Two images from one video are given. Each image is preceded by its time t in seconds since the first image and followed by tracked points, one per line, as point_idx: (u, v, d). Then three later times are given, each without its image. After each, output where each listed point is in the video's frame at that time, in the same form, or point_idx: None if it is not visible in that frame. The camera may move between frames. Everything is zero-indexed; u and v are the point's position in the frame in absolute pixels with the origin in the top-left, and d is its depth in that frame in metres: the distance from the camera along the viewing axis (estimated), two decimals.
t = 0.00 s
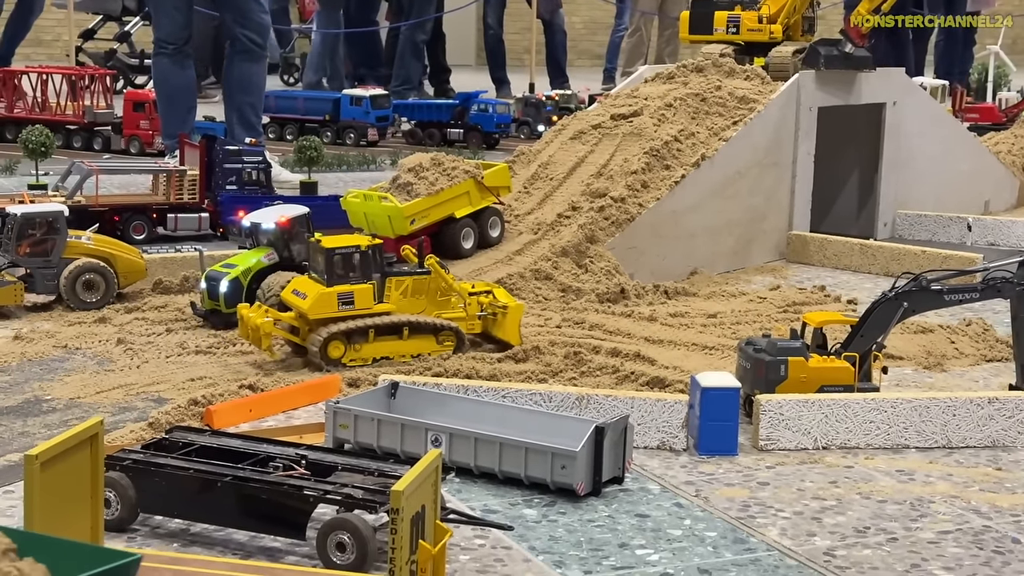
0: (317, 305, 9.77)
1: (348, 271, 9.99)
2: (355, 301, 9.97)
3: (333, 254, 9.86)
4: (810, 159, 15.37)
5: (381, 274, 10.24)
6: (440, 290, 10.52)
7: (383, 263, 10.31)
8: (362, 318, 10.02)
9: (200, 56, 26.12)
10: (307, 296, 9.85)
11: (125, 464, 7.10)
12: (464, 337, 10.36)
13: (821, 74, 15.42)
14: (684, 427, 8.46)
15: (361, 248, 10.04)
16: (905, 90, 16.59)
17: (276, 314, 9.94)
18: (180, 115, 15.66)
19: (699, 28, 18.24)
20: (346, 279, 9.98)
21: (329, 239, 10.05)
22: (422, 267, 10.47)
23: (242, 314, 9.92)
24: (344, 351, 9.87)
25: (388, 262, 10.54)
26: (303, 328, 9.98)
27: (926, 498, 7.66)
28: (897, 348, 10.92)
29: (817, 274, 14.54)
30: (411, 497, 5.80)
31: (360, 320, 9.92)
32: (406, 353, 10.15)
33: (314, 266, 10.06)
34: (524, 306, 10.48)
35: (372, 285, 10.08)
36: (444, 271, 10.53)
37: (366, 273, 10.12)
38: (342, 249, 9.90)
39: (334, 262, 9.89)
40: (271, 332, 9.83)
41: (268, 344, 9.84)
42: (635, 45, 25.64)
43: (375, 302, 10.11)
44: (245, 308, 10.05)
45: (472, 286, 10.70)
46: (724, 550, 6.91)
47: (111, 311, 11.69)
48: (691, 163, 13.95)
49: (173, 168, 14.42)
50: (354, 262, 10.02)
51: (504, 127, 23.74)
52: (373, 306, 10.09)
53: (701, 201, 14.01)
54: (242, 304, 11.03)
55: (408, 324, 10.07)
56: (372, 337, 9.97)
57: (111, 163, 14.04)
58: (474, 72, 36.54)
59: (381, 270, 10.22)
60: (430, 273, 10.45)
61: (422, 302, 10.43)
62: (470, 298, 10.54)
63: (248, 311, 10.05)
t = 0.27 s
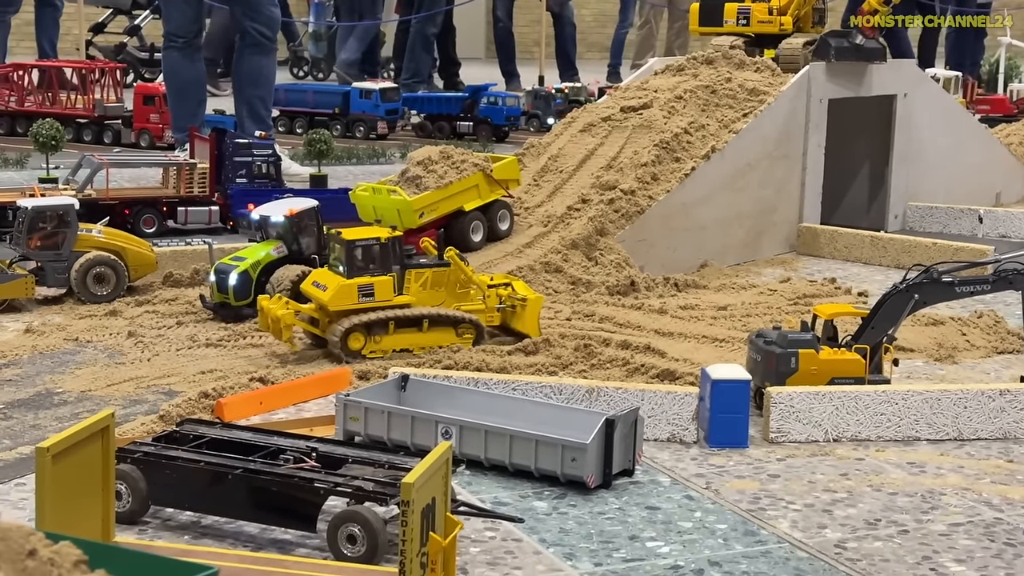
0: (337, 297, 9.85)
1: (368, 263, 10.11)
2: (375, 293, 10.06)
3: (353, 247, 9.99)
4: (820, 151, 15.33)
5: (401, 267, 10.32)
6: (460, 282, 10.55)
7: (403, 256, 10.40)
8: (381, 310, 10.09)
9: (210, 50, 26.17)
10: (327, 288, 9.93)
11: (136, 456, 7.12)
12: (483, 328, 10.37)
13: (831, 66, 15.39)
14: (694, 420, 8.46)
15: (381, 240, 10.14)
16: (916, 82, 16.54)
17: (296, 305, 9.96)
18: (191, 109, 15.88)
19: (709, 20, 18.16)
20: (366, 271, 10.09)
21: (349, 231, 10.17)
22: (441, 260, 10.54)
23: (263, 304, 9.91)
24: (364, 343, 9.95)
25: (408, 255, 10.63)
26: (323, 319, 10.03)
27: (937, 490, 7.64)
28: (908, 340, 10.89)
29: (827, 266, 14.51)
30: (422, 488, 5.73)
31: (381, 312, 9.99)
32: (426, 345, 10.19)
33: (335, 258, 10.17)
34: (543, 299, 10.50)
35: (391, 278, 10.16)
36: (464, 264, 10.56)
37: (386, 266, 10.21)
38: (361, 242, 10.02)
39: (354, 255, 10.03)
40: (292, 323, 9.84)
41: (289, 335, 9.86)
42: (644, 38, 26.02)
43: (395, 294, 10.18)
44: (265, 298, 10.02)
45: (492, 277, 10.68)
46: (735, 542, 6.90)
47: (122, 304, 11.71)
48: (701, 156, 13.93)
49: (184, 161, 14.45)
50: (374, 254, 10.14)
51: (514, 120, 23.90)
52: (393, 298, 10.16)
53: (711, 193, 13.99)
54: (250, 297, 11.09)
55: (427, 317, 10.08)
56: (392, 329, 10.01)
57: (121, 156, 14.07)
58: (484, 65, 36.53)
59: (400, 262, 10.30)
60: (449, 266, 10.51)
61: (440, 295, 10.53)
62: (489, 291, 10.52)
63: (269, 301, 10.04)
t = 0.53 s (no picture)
0: (356, 291, 9.85)
1: (387, 257, 10.05)
2: (394, 287, 10.03)
3: (371, 241, 9.92)
4: (830, 145, 15.31)
5: (419, 260, 10.23)
6: (478, 276, 10.51)
7: (422, 248, 10.31)
8: (400, 303, 10.09)
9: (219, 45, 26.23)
10: (346, 281, 9.94)
11: (147, 450, 7.12)
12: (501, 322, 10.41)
13: (841, 59, 15.35)
14: (704, 414, 8.45)
15: (400, 234, 10.06)
16: (927, 75, 16.48)
17: (316, 299, 10.07)
18: (199, 103, 16.06)
19: (718, 14, 18.18)
20: (385, 265, 10.03)
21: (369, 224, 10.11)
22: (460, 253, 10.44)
23: (282, 297, 10.00)
24: (383, 337, 9.98)
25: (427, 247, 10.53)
26: (342, 313, 10.09)
27: (948, 484, 7.62)
28: (919, 334, 10.87)
29: (837, 260, 14.47)
30: (431, 483, 5.68)
31: (400, 306, 10.02)
32: (444, 338, 10.23)
33: (353, 250, 10.11)
34: (561, 293, 10.54)
35: (410, 271, 10.11)
36: (482, 257, 10.51)
37: (405, 259, 10.14)
38: (380, 235, 9.95)
39: (373, 247, 9.95)
40: (310, 316, 9.96)
41: (308, 329, 9.99)
42: (654, 31, 25.96)
43: (414, 288, 10.15)
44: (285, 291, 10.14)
45: (509, 271, 10.74)
46: (745, 536, 6.90)
47: (132, 299, 11.73)
48: (711, 150, 13.91)
49: (193, 155, 14.54)
50: (393, 248, 10.06)
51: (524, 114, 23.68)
52: (412, 291, 10.14)
53: (720, 187, 13.97)
54: (255, 290, 11.03)
55: (446, 310, 10.13)
56: (411, 322, 10.07)
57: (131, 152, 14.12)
58: (493, 60, 36.55)
59: (419, 255, 10.21)
60: (468, 259, 10.43)
61: (459, 288, 10.41)
62: (507, 285, 10.58)
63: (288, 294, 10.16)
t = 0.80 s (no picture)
0: (376, 286, 9.88)
1: (407, 252, 10.08)
2: (414, 282, 10.08)
3: (392, 236, 9.93)
4: (841, 140, 15.28)
5: (439, 255, 10.30)
6: (497, 271, 10.57)
7: (441, 244, 10.38)
8: (420, 298, 10.12)
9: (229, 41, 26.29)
10: (366, 276, 9.96)
11: (158, 446, 7.13)
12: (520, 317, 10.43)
13: (852, 54, 15.33)
14: (715, 409, 8.44)
15: (421, 229, 10.07)
16: (938, 70, 16.43)
17: (335, 293, 10.11)
18: (210, 98, 16.18)
19: (727, 10, 18.09)
20: (405, 260, 10.07)
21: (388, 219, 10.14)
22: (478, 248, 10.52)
23: (302, 292, 10.12)
24: (403, 332, 10.00)
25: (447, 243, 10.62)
26: (361, 307, 10.11)
27: (959, 480, 7.61)
28: (930, 329, 10.85)
29: (848, 255, 14.44)
30: (441, 478, 5.64)
31: (419, 301, 10.04)
32: (463, 333, 10.25)
33: (373, 245, 10.13)
34: (580, 288, 10.58)
35: (430, 266, 10.15)
36: (501, 253, 10.56)
37: (425, 254, 10.18)
38: (400, 231, 9.95)
39: (393, 242, 9.97)
40: (332, 310, 10.01)
41: (328, 323, 10.02)
42: (664, 26, 25.93)
43: (434, 283, 10.19)
44: (304, 286, 10.23)
45: (528, 266, 10.73)
46: (755, 532, 6.89)
47: (143, 294, 11.76)
48: (721, 145, 13.89)
49: (203, 151, 14.52)
50: (413, 243, 10.09)
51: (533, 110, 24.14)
52: (431, 287, 10.18)
53: (731, 183, 13.96)
54: (256, 284, 11.04)
55: (465, 306, 10.12)
56: (431, 318, 10.09)
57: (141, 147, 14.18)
58: (504, 56, 36.57)
59: (439, 251, 10.28)
60: (487, 254, 10.50)
61: (479, 284, 10.52)
62: (526, 280, 10.58)
63: (308, 288, 10.23)
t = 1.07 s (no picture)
0: (396, 282, 9.92)
1: (427, 249, 10.13)
2: (434, 278, 10.11)
3: (413, 232, 10.00)
4: (852, 137, 15.25)
5: (459, 252, 10.36)
6: (517, 269, 10.61)
7: (461, 240, 10.44)
8: (440, 295, 10.15)
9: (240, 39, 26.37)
10: (386, 272, 10.00)
11: (170, 442, 7.15)
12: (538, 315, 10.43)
13: (863, 51, 15.32)
14: (725, 407, 8.44)
15: (441, 226, 10.13)
16: (949, 67, 16.39)
17: (355, 289, 10.15)
18: (220, 96, 16.30)
19: (738, 7, 17.98)
20: (425, 256, 10.12)
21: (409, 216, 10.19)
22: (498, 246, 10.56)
23: (322, 287, 10.10)
24: (423, 328, 10.02)
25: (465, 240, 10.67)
26: (381, 303, 10.16)
27: (970, 478, 7.60)
28: (941, 327, 10.83)
29: (859, 253, 14.42)
30: (452, 475, 5.63)
31: (439, 298, 10.06)
32: (481, 330, 10.28)
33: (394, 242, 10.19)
34: (598, 287, 10.59)
35: (450, 263, 10.20)
36: (521, 250, 10.61)
37: (445, 251, 10.25)
38: (421, 227, 10.03)
39: (414, 239, 10.03)
40: (351, 306, 10.02)
41: (348, 318, 10.04)
42: (674, 23, 25.91)
43: (453, 280, 10.23)
44: (324, 282, 10.24)
45: (547, 264, 10.74)
46: (766, 529, 6.89)
47: (154, 292, 11.78)
48: (731, 142, 13.87)
49: (214, 149, 14.65)
50: (433, 240, 10.14)
51: (543, 107, 24.28)
52: (451, 284, 10.21)
53: (741, 180, 13.95)
54: (246, 282, 10.95)
55: (485, 304, 10.17)
56: (450, 314, 10.10)
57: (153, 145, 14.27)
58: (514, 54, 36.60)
59: (459, 248, 10.34)
60: (507, 253, 10.54)
61: (498, 281, 10.55)
62: (544, 278, 10.60)
63: (328, 284, 10.23)
